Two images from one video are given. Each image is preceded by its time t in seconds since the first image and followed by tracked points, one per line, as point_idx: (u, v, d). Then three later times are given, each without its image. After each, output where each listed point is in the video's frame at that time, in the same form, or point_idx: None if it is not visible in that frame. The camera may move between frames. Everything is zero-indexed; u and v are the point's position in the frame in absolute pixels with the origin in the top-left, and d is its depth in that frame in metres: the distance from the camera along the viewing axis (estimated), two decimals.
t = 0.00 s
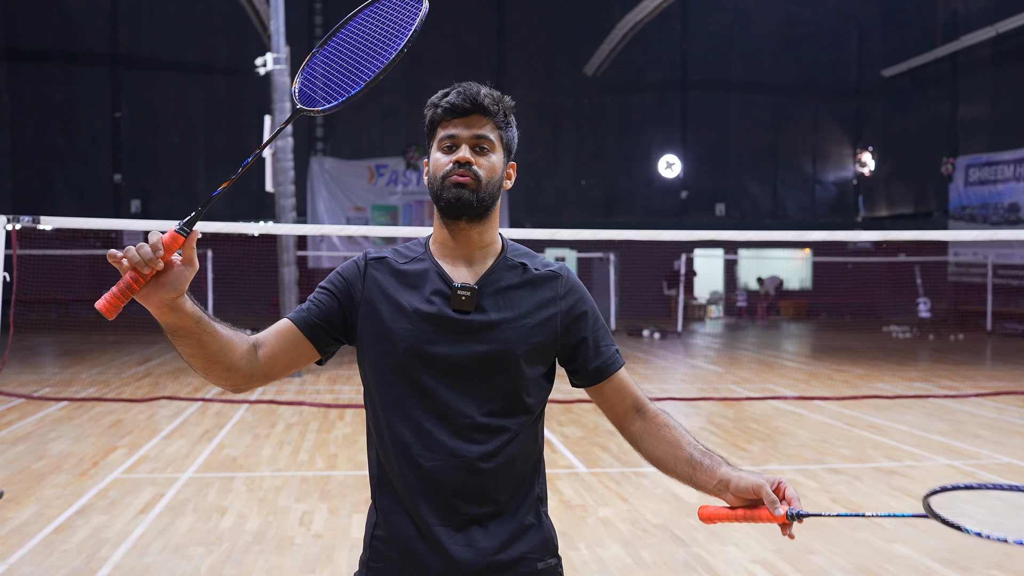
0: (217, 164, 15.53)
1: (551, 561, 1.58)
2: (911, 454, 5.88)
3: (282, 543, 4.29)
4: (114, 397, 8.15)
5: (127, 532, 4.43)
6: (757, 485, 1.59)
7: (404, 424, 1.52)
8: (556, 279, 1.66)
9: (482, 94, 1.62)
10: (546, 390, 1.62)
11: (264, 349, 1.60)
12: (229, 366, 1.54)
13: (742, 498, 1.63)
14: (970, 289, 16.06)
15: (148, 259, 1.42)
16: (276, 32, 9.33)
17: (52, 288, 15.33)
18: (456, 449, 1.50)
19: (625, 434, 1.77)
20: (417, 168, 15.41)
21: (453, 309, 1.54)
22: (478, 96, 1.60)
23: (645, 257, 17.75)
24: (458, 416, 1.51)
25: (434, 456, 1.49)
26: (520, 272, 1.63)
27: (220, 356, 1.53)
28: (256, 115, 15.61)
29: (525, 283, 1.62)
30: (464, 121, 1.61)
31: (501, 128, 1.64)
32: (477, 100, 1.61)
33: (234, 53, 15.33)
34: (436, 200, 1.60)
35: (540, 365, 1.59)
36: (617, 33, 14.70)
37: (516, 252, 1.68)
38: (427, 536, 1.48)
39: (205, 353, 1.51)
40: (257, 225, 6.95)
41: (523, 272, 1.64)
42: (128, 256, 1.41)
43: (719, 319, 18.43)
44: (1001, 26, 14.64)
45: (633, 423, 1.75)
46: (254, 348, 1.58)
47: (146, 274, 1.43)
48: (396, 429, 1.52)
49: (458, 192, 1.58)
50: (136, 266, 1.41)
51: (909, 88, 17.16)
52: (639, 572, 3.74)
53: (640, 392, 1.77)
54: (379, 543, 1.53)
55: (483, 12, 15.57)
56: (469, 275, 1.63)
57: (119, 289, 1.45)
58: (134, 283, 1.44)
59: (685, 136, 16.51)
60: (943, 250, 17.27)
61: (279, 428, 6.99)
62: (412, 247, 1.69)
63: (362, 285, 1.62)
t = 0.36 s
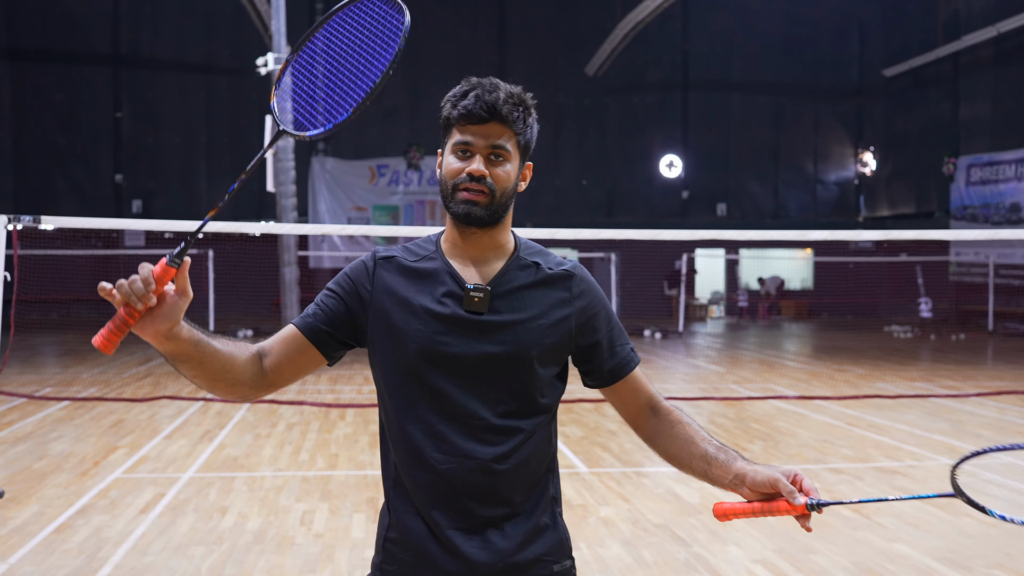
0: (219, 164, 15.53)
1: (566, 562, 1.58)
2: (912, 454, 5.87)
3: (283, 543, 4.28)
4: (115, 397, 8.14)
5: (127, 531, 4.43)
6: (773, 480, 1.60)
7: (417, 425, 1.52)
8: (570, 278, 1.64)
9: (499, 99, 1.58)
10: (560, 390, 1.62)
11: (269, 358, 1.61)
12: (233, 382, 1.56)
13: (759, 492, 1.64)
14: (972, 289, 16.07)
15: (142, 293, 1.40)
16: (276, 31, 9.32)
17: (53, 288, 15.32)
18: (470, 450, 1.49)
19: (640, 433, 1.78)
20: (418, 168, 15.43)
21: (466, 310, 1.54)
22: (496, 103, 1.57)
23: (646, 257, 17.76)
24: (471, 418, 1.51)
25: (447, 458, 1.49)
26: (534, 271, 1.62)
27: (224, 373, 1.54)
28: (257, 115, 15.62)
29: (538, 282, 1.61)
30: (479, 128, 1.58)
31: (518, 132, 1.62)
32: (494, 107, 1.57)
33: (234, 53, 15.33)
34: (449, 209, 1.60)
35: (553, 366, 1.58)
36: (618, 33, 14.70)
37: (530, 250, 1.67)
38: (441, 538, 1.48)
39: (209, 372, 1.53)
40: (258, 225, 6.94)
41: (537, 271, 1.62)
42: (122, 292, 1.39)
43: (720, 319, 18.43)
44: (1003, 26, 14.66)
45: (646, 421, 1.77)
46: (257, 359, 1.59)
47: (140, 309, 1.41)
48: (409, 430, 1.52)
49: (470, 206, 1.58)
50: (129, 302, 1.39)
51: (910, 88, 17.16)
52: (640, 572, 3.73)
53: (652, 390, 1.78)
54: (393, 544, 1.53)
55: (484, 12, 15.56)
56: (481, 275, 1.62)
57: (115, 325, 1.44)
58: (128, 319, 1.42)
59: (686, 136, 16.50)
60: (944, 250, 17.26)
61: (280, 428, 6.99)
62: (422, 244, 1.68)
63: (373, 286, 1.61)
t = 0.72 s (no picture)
0: (220, 164, 15.54)
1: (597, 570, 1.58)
2: (914, 454, 5.87)
3: (284, 543, 4.28)
4: (117, 397, 8.15)
5: (128, 531, 4.43)
6: (815, 507, 1.53)
7: (448, 441, 1.49)
8: (607, 282, 1.59)
9: (526, 92, 1.52)
10: (593, 399, 1.59)
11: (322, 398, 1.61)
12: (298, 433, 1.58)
13: (799, 518, 1.58)
14: (973, 289, 16.07)
15: (195, 385, 1.42)
16: (278, 32, 9.32)
17: (54, 288, 15.33)
18: (501, 468, 1.48)
19: (673, 441, 1.75)
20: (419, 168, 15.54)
21: (498, 318, 1.49)
22: (524, 96, 1.51)
23: (647, 257, 17.77)
24: (503, 433, 1.48)
25: (478, 473, 1.48)
26: (569, 275, 1.57)
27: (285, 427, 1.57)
28: (258, 115, 15.63)
29: (573, 287, 1.55)
30: (507, 124, 1.52)
31: (549, 126, 1.55)
32: (522, 100, 1.51)
33: (236, 53, 15.35)
34: (478, 211, 1.54)
35: (588, 376, 1.54)
36: (619, 33, 14.71)
37: (564, 250, 1.61)
38: (472, 553, 1.48)
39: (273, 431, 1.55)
40: (259, 225, 6.95)
41: (572, 275, 1.57)
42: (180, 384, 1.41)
43: (722, 319, 18.43)
44: (1004, 26, 14.67)
45: (681, 429, 1.73)
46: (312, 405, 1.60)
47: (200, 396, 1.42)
48: (440, 443, 1.49)
49: (501, 207, 1.51)
50: (190, 400, 1.41)
51: (912, 88, 17.17)
52: (641, 572, 3.73)
53: (688, 399, 1.74)
54: (420, 554, 1.54)
55: (485, 12, 15.57)
56: (514, 280, 1.56)
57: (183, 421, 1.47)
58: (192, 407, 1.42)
59: (687, 136, 16.49)
60: (946, 250, 17.25)
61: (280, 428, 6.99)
62: (451, 242, 1.61)
63: (404, 296, 1.54)
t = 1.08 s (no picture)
0: (220, 165, 15.54)
1: None
2: (915, 454, 5.87)
3: (284, 543, 4.28)
4: (117, 397, 8.14)
5: (129, 532, 4.43)
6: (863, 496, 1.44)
7: (479, 441, 1.44)
8: (641, 275, 1.56)
9: (576, 78, 1.51)
10: (630, 398, 1.53)
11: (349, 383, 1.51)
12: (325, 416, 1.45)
13: (848, 511, 1.49)
14: (974, 289, 16.09)
15: (284, 342, 1.25)
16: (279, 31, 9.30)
17: (54, 288, 15.32)
18: (534, 469, 1.42)
19: (713, 443, 1.71)
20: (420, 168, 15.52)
21: (530, 311, 1.46)
22: (574, 80, 1.50)
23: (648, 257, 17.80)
24: (535, 434, 1.43)
25: (510, 476, 1.42)
26: (601, 269, 1.54)
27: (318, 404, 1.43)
28: (258, 115, 15.63)
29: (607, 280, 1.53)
30: (554, 106, 1.51)
31: (593, 118, 1.54)
32: (571, 83, 1.51)
33: (236, 53, 15.35)
34: (514, 190, 1.52)
35: (624, 373, 1.50)
36: (620, 33, 14.69)
37: (597, 246, 1.59)
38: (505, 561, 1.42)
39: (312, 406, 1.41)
40: (261, 225, 6.94)
41: (605, 269, 1.54)
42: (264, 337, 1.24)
43: (723, 319, 18.43)
44: (1005, 26, 14.66)
45: (722, 429, 1.69)
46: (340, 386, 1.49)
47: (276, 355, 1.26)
48: (471, 444, 1.45)
49: (535, 189, 1.49)
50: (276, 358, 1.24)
51: (913, 88, 17.17)
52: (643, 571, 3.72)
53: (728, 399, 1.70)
54: (451, 565, 1.49)
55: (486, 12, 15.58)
56: (546, 272, 1.54)
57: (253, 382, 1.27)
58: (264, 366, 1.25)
59: (688, 136, 16.50)
60: (947, 250, 17.25)
61: (281, 428, 6.98)
62: (482, 239, 1.60)
63: (436, 286, 1.52)
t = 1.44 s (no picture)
0: (220, 165, 15.52)
1: None
2: (917, 454, 5.86)
3: (284, 542, 4.27)
4: (117, 397, 8.13)
5: (128, 531, 4.41)
6: (866, 468, 1.54)
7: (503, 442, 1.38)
8: (667, 284, 1.54)
9: (675, 128, 1.50)
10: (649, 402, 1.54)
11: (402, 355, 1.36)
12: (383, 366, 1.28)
13: (851, 487, 1.58)
14: (974, 289, 16.06)
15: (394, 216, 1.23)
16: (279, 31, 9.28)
17: (54, 288, 15.30)
18: (561, 470, 1.39)
19: (714, 452, 1.76)
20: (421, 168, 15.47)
21: (558, 315, 1.40)
22: (671, 134, 1.49)
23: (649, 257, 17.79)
24: (564, 433, 1.40)
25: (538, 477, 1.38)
26: (627, 275, 1.52)
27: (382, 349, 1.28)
28: (259, 115, 15.64)
29: (634, 288, 1.50)
30: (645, 146, 1.48)
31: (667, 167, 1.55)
32: (670, 133, 1.49)
33: (237, 54, 15.36)
34: (571, 208, 1.48)
35: (644, 378, 1.50)
36: (620, 33, 14.64)
37: (620, 253, 1.57)
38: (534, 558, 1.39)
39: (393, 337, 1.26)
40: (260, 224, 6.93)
41: (630, 275, 1.52)
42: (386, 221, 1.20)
43: (724, 320, 18.41)
44: (1005, 26, 14.65)
45: (726, 438, 1.74)
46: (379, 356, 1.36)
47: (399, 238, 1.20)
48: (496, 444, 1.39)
49: (602, 216, 1.47)
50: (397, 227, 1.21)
51: (914, 89, 17.16)
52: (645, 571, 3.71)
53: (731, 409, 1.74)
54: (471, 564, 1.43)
55: (486, 13, 15.59)
56: (573, 276, 1.50)
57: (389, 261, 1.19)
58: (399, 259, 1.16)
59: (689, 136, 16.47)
60: (947, 250, 17.22)
61: (281, 428, 6.97)
62: (508, 233, 1.52)
63: (468, 275, 1.42)
